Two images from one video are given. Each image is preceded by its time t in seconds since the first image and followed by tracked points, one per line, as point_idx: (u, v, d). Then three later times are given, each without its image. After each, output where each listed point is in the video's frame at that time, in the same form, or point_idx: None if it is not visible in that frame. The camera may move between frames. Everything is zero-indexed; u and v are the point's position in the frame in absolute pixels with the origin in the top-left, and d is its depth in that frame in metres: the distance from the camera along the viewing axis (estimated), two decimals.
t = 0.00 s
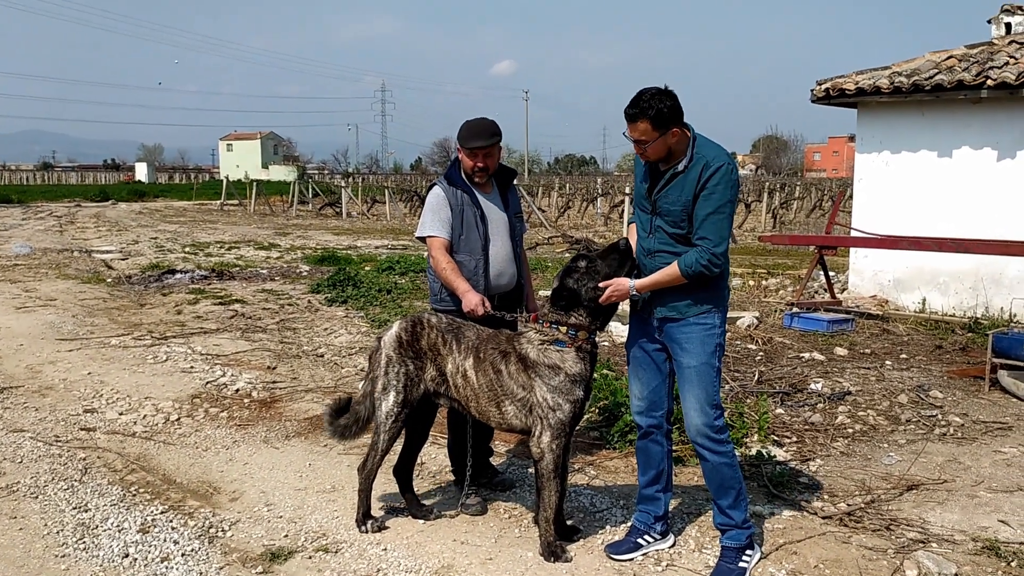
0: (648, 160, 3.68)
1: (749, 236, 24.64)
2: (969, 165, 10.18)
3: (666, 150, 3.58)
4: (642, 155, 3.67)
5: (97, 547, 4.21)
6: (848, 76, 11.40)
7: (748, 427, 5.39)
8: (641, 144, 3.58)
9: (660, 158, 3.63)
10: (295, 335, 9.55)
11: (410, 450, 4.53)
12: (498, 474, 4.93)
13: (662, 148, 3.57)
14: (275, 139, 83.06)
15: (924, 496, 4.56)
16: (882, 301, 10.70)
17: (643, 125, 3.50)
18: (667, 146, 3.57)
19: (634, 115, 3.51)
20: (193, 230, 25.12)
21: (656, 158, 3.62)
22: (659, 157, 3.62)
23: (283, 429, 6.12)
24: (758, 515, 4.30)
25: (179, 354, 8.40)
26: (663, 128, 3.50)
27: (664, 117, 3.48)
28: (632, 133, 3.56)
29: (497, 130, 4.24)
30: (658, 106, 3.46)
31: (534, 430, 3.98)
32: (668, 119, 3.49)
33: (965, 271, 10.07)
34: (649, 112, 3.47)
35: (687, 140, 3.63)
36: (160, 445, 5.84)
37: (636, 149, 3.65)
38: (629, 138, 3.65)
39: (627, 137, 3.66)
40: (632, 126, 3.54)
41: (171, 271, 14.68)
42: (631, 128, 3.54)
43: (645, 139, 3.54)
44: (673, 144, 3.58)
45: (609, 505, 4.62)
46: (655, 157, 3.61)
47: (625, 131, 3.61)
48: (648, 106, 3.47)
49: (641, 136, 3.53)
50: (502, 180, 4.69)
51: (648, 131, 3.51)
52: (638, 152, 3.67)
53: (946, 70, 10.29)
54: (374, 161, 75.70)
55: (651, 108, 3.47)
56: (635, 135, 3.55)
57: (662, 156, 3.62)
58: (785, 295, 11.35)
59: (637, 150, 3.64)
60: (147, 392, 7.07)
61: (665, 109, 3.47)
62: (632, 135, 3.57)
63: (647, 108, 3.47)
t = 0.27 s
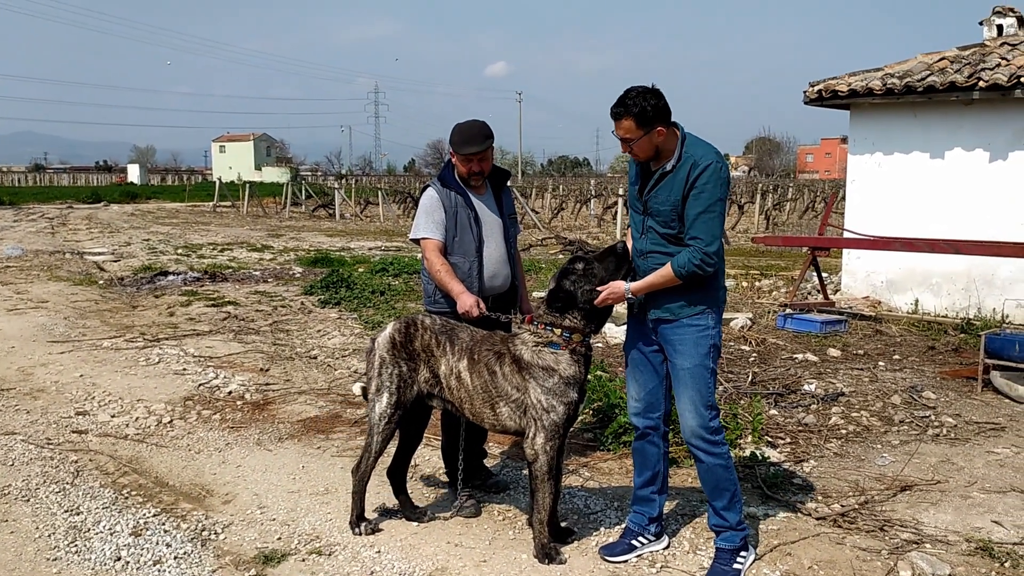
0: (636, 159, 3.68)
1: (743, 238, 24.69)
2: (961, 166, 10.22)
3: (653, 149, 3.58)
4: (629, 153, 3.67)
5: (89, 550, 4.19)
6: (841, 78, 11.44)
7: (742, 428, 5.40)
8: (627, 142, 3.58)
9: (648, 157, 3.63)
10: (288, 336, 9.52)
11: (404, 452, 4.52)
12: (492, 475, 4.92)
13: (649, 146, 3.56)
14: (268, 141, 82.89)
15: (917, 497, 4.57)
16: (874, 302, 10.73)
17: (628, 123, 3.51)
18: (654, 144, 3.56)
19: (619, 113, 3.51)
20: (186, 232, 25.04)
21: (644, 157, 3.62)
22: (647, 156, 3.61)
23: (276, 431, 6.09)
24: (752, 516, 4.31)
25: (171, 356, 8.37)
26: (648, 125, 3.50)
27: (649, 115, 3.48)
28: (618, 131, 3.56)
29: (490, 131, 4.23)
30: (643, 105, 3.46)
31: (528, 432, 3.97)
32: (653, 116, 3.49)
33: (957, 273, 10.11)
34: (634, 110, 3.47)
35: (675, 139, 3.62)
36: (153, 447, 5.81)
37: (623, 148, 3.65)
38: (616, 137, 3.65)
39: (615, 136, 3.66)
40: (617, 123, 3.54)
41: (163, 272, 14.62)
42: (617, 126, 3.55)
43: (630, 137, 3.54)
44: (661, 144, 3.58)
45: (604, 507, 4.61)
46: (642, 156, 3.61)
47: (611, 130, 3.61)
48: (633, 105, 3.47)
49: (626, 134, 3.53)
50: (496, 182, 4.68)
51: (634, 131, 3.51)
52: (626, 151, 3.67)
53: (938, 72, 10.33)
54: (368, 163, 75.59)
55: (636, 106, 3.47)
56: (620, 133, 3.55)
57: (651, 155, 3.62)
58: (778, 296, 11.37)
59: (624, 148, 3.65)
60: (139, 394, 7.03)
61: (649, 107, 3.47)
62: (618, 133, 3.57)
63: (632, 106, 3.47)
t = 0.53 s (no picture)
0: (633, 158, 3.68)
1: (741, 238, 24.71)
2: (960, 166, 10.23)
3: (651, 149, 3.59)
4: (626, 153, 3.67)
5: (89, 550, 4.18)
6: (840, 78, 11.45)
7: (741, 428, 5.40)
8: (623, 142, 3.58)
9: (645, 157, 3.63)
10: (286, 336, 9.51)
11: (403, 452, 4.52)
12: (491, 475, 4.92)
13: (645, 145, 3.56)
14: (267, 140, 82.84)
15: (917, 497, 4.57)
16: (873, 301, 10.74)
17: (625, 125, 3.51)
18: (651, 144, 3.57)
19: (616, 113, 3.51)
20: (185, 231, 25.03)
21: (640, 156, 3.62)
22: (643, 155, 3.61)
23: (275, 431, 6.09)
24: (751, 516, 4.31)
25: (170, 356, 8.36)
26: (645, 125, 3.50)
27: (646, 115, 3.48)
28: (614, 130, 3.56)
29: (490, 132, 4.23)
30: (639, 104, 3.47)
31: (527, 432, 3.97)
32: (650, 116, 3.49)
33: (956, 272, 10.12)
34: (630, 110, 3.47)
35: (673, 140, 3.63)
36: (152, 447, 5.81)
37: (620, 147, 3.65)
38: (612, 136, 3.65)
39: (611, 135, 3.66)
40: (614, 123, 3.54)
41: (162, 272, 14.61)
42: (614, 125, 3.55)
43: (626, 136, 3.54)
44: (658, 143, 3.58)
45: (603, 507, 4.61)
46: (639, 155, 3.61)
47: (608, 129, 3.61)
48: (629, 105, 3.47)
49: (622, 133, 3.53)
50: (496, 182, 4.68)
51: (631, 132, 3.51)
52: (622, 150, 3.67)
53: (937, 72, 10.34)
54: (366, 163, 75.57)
55: (633, 106, 3.47)
56: (617, 133, 3.55)
57: (648, 155, 3.62)
58: (777, 296, 11.38)
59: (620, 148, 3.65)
60: (138, 394, 7.03)
61: (646, 107, 3.47)
62: (614, 132, 3.57)
63: (628, 105, 3.48)
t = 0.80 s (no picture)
0: (637, 170, 3.68)
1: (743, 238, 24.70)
2: (961, 167, 10.23)
3: (654, 159, 3.59)
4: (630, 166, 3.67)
5: (90, 549, 4.19)
6: (841, 78, 11.45)
7: (741, 428, 5.40)
8: (629, 158, 3.58)
9: (650, 168, 3.64)
10: (287, 336, 9.51)
11: (404, 451, 4.52)
12: (492, 475, 4.93)
13: (652, 159, 3.57)
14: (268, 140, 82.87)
15: (917, 497, 4.57)
16: (874, 302, 10.74)
17: (630, 139, 3.49)
18: (655, 155, 3.57)
19: (622, 131, 3.49)
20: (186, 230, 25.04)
21: (646, 168, 3.62)
22: (649, 168, 3.62)
23: (276, 431, 6.10)
24: (752, 517, 4.31)
25: (171, 355, 8.36)
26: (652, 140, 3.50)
27: (652, 131, 3.48)
28: (620, 148, 3.55)
29: (494, 133, 4.22)
30: (645, 119, 3.46)
31: (528, 432, 3.97)
32: (655, 130, 3.49)
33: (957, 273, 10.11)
34: (638, 127, 3.46)
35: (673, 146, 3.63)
36: (153, 446, 5.81)
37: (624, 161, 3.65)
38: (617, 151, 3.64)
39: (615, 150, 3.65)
40: (621, 141, 3.52)
41: (163, 271, 14.61)
42: (620, 143, 3.53)
43: (634, 153, 3.54)
44: (661, 154, 3.58)
45: (604, 507, 4.61)
46: (644, 168, 3.61)
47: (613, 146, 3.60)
48: (634, 120, 3.46)
49: (630, 151, 3.53)
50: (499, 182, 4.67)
51: (636, 144, 3.50)
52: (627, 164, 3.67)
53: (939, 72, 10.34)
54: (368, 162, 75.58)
55: (639, 123, 3.46)
56: (624, 150, 3.54)
57: (652, 166, 3.62)
58: (778, 297, 11.38)
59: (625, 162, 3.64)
60: (139, 394, 7.03)
61: (651, 122, 3.47)
62: (621, 149, 3.56)
63: (634, 122, 3.46)
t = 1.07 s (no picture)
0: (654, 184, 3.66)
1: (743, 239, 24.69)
2: (962, 169, 10.23)
3: (669, 174, 3.57)
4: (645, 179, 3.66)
5: (90, 548, 4.19)
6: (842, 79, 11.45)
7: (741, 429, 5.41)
8: (644, 172, 3.57)
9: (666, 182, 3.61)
10: (288, 336, 9.51)
11: (404, 452, 4.52)
12: (492, 476, 4.93)
13: (667, 174, 3.55)
14: (269, 140, 82.90)
15: (918, 499, 4.57)
16: (875, 303, 10.74)
17: (644, 153, 3.46)
18: (669, 171, 3.55)
19: (634, 146, 3.46)
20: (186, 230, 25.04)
21: (660, 183, 3.60)
22: (664, 182, 3.60)
23: (276, 431, 6.10)
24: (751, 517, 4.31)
25: (172, 355, 8.37)
26: (666, 156, 3.47)
27: (664, 146, 3.45)
28: (634, 163, 3.54)
29: (496, 133, 4.22)
30: (656, 134, 3.43)
31: (529, 432, 3.97)
32: (668, 146, 3.46)
33: (957, 275, 10.11)
34: (650, 142, 3.43)
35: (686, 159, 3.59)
36: (153, 446, 5.81)
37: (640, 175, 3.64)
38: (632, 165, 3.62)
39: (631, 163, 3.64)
40: (633, 156, 3.51)
41: (164, 271, 14.62)
42: (632, 157, 3.51)
43: (647, 168, 3.52)
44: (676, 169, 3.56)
45: (604, 508, 4.61)
46: (658, 182, 3.60)
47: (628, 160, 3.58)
48: (646, 134, 3.43)
49: (643, 166, 3.51)
50: (503, 183, 4.68)
51: (649, 158, 3.48)
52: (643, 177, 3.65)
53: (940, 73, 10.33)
54: (369, 162, 75.59)
55: (651, 138, 3.43)
56: (637, 165, 3.53)
57: (668, 181, 3.60)
58: (779, 297, 11.38)
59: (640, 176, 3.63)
60: (139, 393, 7.03)
61: (663, 137, 3.43)
62: (634, 164, 3.55)
63: (646, 136, 3.43)
